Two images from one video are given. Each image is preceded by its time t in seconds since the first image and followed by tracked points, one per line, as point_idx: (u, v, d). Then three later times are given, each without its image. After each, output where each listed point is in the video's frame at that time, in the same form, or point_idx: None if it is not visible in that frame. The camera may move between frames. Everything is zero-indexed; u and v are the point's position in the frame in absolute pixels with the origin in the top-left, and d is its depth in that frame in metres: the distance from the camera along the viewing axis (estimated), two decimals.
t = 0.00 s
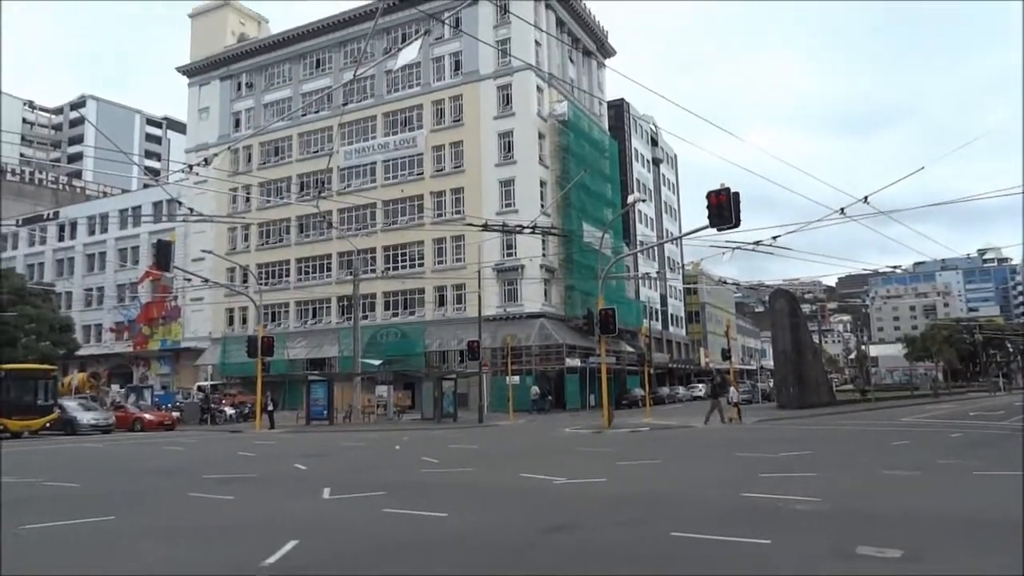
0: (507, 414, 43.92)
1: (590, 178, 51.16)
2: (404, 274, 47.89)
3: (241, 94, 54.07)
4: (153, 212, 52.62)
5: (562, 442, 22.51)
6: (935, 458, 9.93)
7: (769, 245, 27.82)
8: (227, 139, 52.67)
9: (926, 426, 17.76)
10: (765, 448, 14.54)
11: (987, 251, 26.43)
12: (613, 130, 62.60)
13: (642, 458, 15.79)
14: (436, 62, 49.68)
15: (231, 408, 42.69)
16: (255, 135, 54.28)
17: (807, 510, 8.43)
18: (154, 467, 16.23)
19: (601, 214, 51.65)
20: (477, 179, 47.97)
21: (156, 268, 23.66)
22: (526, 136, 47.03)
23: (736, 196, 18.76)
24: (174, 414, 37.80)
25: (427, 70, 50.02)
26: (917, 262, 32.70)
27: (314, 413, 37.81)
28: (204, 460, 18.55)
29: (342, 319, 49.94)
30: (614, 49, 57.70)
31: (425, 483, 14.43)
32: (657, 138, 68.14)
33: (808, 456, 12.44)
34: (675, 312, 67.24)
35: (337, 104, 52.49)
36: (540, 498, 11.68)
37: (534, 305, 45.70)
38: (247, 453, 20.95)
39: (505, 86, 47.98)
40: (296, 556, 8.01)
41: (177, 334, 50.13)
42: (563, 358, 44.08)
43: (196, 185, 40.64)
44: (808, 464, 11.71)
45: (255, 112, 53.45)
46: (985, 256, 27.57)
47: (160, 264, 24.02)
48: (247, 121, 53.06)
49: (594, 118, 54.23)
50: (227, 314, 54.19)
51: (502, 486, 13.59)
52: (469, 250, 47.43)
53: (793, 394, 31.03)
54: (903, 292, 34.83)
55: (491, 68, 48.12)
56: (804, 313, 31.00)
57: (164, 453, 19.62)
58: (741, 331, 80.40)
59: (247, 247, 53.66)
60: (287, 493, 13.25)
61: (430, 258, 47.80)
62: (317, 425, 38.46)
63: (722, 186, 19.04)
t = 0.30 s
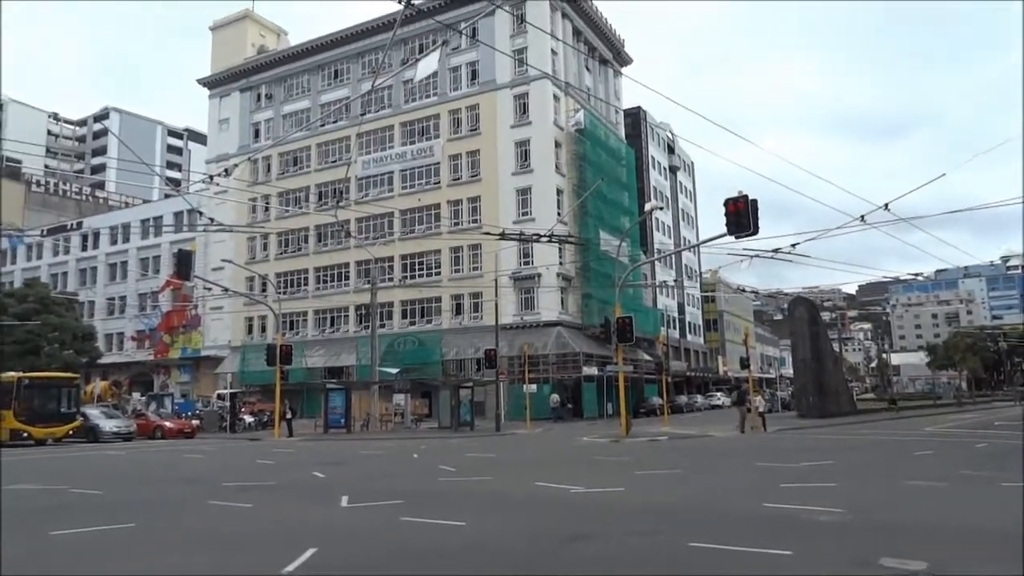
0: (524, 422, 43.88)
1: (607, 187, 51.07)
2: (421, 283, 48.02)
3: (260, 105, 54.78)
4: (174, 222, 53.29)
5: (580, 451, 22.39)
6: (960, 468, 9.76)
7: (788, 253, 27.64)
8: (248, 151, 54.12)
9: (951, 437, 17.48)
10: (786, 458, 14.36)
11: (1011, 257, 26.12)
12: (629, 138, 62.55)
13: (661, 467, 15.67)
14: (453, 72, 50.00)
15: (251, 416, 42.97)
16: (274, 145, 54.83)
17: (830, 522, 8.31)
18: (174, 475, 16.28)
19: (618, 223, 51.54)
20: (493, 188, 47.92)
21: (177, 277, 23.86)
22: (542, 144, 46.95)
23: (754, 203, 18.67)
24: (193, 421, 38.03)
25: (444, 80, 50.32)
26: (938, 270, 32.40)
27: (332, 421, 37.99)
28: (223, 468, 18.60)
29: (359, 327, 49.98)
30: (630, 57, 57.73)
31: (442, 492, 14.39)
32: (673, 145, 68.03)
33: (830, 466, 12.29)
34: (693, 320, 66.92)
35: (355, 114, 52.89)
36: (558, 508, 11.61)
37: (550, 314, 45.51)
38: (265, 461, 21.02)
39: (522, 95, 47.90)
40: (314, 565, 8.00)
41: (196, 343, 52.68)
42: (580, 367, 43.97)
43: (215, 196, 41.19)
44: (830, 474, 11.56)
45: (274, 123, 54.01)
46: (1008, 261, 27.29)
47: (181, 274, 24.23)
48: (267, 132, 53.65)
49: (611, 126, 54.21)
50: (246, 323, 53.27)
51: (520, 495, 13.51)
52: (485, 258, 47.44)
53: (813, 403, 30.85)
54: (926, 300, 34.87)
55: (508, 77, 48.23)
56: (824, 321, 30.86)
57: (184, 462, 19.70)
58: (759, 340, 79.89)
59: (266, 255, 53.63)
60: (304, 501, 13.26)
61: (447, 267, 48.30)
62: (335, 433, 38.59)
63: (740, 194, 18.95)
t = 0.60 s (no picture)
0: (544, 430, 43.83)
1: (626, 194, 50.94)
2: (441, 291, 48.13)
3: (282, 115, 55.41)
4: (197, 231, 53.98)
5: (601, 460, 22.28)
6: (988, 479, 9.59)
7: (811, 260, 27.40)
8: (270, 161, 54.54)
9: (979, 446, 17.17)
10: (810, 468, 14.19)
11: None
12: (649, 145, 62.48)
13: (683, 476, 15.55)
14: (472, 81, 50.23)
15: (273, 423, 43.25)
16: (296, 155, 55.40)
17: (855, 532, 8.20)
18: (197, 481, 16.43)
19: (637, 230, 51.37)
20: (513, 197, 47.92)
21: (200, 286, 24.11)
22: (561, 152, 46.87)
23: (775, 210, 18.57)
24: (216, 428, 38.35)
25: (463, 89, 50.56)
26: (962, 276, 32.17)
27: (352, 429, 38.12)
28: (245, 475, 18.74)
29: (380, 335, 50.10)
30: (649, 64, 57.73)
31: (463, 500, 14.37)
32: (693, 152, 67.81)
33: (856, 476, 12.13)
34: (714, 328, 66.48)
35: (376, 123, 53.29)
36: (579, 517, 11.57)
37: (570, 321, 45.37)
38: (287, 468, 21.13)
39: (542, 103, 47.89)
40: (334, 572, 8.04)
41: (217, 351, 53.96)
42: (600, 375, 43.99)
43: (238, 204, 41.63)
44: (855, 484, 11.41)
45: (295, 133, 54.55)
46: None
47: (204, 282, 24.47)
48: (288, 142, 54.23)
49: (630, 133, 54.10)
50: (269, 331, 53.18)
51: (540, 504, 13.47)
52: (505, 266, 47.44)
53: (837, 411, 30.55)
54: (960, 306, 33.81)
55: (527, 85, 48.28)
56: (848, 329, 30.52)
57: (207, 468, 19.90)
58: (782, 348, 79.18)
59: (288, 263, 54.59)
60: (326, 509, 13.31)
61: (467, 275, 48.39)
62: (356, 440, 38.77)
63: (761, 200, 18.85)
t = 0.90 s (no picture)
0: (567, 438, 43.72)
1: (647, 200, 50.74)
2: (463, 298, 48.22)
3: (305, 125, 56.05)
4: (222, 240, 54.67)
5: (624, 467, 22.14)
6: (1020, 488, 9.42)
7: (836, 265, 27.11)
8: (293, 171, 55.13)
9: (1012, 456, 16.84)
10: (838, 476, 14.01)
11: None
12: (670, 150, 62.27)
13: (707, 484, 15.43)
14: (492, 89, 50.40)
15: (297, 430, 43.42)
16: (319, 164, 55.91)
17: (884, 542, 8.09)
18: (222, 489, 16.56)
19: (659, 236, 51.16)
20: (534, 204, 47.90)
21: (225, 295, 24.33)
22: (582, 158, 46.76)
23: (799, 215, 18.43)
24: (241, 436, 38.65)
25: (483, 97, 50.77)
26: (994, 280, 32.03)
27: (375, 436, 38.22)
28: (271, 483, 18.84)
29: (402, 343, 50.27)
30: (670, 70, 57.61)
31: (485, 508, 14.36)
32: (715, 157, 67.48)
33: (884, 484, 11.97)
34: (737, 334, 65.97)
35: (397, 132, 53.61)
36: (602, 525, 11.51)
37: (591, 328, 45.19)
38: (311, 475, 21.24)
39: (562, 110, 47.82)
40: None
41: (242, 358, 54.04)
42: (623, 382, 43.85)
43: (262, 213, 42.03)
44: (883, 493, 11.27)
45: (318, 142, 55.09)
46: None
47: (229, 291, 24.74)
48: (311, 151, 54.83)
49: (651, 139, 53.92)
50: (292, 339, 51.90)
51: (563, 512, 13.40)
52: (526, 273, 47.39)
53: (865, 419, 30.19)
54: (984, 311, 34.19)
55: (547, 92, 48.28)
56: (875, 334, 29.96)
57: (233, 476, 20.04)
58: (807, 354, 78.40)
59: (312, 272, 55.13)
60: (350, 516, 13.37)
61: (489, 282, 48.45)
62: (379, 448, 38.91)
63: (784, 205, 18.72)
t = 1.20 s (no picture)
0: (591, 446, 43.56)
1: (670, 207, 50.58)
2: (486, 306, 48.30)
3: (329, 137, 56.65)
4: (248, 251, 55.34)
5: (648, 476, 22.02)
6: None
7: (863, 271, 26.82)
8: (317, 181, 55.68)
9: None
10: (867, 485, 13.86)
11: None
12: (693, 157, 62.03)
13: (733, 493, 15.31)
14: (513, 98, 50.58)
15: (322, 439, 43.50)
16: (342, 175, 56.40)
17: (916, 552, 8.01)
18: (248, 497, 16.70)
19: (681, 243, 50.93)
20: (555, 212, 47.89)
21: (252, 305, 24.56)
22: (604, 166, 46.70)
23: (824, 220, 18.27)
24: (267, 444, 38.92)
25: (504, 106, 50.97)
26: None
27: (399, 445, 38.28)
28: (297, 491, 18.93)
29: (425, 351, 50.45)
30: (691, 76, 57.49)
31: (510, 517, 14.36)
32: (738, 163, 67.14)
33: (915, 493, 11.83)
34: (762, 341, 65.42)
35: (419, 142, 53.93)
36: (627, 535, 11.47)
37: (614, 336, 44.98)
38: (336, 484, 21.36)
39: (583, 118, 47.81)
40: None
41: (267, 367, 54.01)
42: (646, 390, 43.23)
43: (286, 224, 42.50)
44: (914, 503, 11.14)
45: (341, 153, 55.62)
46: None
47: (255, 301, 25.00)
48: (334, 162, 55.40)
49: (673, 146, 53.78)
50: (316, 348, 52.28)
51: (588, 522, 13.34)
52: (549, 281, 47.32)
53: (895, 426, 29.86)
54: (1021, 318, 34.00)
55: (568, 100, 48.32)
56: (904, 341, 29.71)
57: (258, 484, 20.21)
58: (834, 361, 77.53)
59: (336, 281, 55.59)
60: (376, 524, 13.44)
61: (512, 290, 48.46)
62: (403, 456, 39.01)
63: (809, 210, 18.57)
